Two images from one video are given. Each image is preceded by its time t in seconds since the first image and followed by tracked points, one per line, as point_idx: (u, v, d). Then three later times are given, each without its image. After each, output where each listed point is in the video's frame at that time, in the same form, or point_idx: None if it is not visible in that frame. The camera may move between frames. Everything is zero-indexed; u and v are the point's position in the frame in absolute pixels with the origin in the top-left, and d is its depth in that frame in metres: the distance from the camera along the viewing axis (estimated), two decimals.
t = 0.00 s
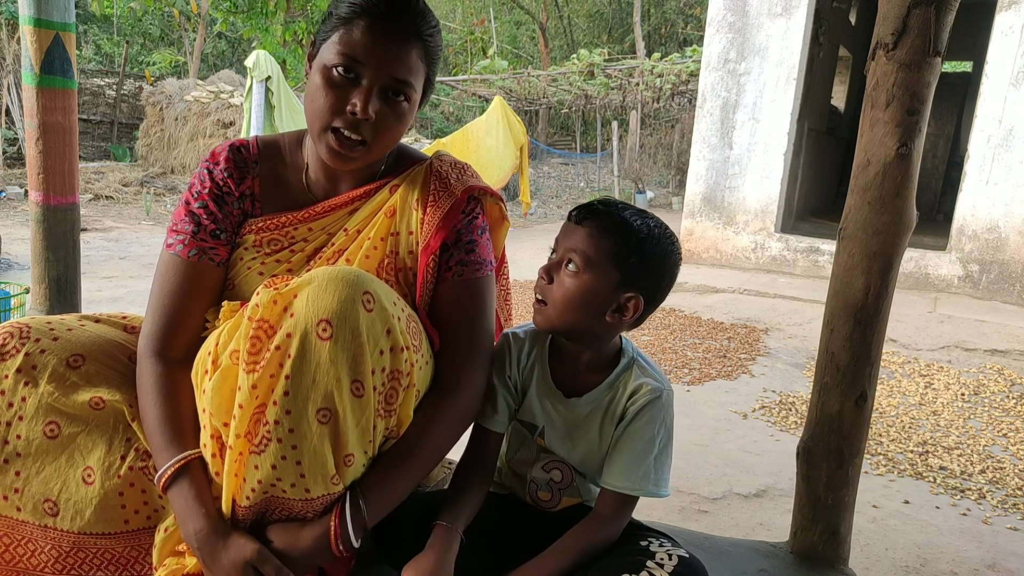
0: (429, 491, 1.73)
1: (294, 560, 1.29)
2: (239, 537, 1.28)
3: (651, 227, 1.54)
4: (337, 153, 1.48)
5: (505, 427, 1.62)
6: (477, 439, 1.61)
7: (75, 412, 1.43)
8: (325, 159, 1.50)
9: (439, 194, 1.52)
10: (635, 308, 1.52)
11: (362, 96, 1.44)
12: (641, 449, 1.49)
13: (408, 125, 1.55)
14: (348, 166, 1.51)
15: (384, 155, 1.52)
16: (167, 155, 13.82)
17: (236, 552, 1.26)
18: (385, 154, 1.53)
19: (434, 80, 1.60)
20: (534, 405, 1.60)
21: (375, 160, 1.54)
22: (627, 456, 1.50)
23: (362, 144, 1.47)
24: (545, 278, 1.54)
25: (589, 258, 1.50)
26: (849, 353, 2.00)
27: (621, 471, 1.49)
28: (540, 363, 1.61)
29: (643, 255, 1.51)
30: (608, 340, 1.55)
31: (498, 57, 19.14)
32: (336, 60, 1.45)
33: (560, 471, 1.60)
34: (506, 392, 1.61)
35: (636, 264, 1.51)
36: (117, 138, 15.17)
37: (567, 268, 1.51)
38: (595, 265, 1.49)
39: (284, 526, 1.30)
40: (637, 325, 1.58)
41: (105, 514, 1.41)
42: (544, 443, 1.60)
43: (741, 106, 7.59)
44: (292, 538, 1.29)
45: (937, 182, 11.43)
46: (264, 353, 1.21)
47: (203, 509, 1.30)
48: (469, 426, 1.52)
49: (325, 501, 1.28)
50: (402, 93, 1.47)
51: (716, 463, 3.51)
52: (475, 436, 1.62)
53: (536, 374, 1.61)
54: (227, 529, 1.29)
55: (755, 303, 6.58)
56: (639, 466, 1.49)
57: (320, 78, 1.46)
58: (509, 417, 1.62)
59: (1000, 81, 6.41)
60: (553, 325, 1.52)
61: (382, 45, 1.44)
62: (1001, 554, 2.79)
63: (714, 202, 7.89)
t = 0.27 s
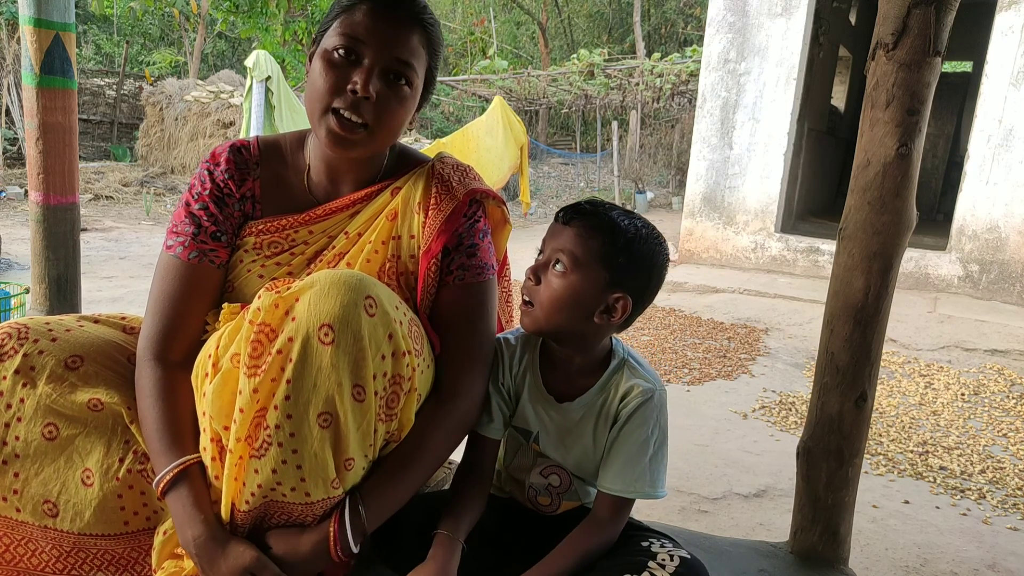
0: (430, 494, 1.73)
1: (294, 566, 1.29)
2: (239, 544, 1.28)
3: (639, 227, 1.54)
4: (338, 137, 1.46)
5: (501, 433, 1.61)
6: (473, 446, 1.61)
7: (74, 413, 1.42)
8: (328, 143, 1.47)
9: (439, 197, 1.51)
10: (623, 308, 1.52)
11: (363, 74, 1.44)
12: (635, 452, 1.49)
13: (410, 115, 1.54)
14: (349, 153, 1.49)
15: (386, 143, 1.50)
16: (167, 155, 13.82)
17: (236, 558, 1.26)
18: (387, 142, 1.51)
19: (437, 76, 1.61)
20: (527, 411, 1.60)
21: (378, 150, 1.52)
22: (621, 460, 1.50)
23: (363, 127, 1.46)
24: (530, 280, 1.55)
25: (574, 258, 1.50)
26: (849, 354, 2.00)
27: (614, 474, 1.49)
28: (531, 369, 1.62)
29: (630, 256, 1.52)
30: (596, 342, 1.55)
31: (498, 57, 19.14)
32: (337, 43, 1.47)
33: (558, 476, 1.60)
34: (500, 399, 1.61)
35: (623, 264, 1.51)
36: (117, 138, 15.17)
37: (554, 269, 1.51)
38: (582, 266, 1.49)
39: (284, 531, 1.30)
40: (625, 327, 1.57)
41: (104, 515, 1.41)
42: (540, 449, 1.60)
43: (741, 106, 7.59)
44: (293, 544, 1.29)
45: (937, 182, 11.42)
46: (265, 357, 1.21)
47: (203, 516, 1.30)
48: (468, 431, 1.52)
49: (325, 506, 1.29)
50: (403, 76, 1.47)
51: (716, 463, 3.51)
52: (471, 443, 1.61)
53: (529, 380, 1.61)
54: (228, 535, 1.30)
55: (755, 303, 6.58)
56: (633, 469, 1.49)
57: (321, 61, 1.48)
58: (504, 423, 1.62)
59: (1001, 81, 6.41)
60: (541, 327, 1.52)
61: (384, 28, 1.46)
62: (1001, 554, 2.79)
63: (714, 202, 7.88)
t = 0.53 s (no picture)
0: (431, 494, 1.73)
1: (294, 564, 1.29)
2: (239, 541, 1.28)
3: (633, 227, 1.53)
4: (330, 118, 1.45)
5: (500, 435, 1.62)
6: (473, 448, 1.61)
7: (75, 413, 1.42)
8: (318, 125, 1.46)
9: (437, 193, 1.51)
10: (619, 309, 1.52)
11: (350, 55, 1.44)
12: (633, 453, 1.49)
13: (401, 100, 1.54)
14: (340, 136, 1.48)
15: (377, 124, 1.49)
16: (167, 155, 13.82)
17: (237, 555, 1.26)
18: (378, 124, 1.50)
19: (427, 66, 1.61)
20: (526, 412, 1.60)
21: (369, 134, 1.51)
22: (620, 461, 1.50)
23: (352, 106, 1.45)
24: (525, 282, 1.55)
25: (569, 261, 1.50)
26: (849, 353, 2.00)
27: (615, 475, 1.49)
28: (529, 371, 1.62)
29: (625, 255, 1.51)
30: (595, 341, 1.55)
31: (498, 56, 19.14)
32: (325, 29, 1.49)
33: (559, 476, 1.60)
34: (499, 401, 1.61)
35: (618, 264, 1.51)
36: (117, 138, 15.17)
37: (549, 270, 1.51)
38: (577, 267, 1.49)
39: (284, 529, 1.30)
40: (622, 326, 1.57)
41: (105, 514, 1.41)
42: (539, 449, 1.60)
43: (741, 106, 7.59)
44: (292, 541, 1.28)
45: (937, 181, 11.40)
46: (263, 355, 1.21)
47: (203, 514, 1.30)
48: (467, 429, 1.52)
49: (325, 504, 1.29)
50: (390, 57, 1.47)
51: (716, 463, 3.51)
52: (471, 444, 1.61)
53: (528, 380, 1.61)
54: (228, 534, 1.29)
55: (755, 303, 6.58)
56: (632, 470, 1.49)
57: (310, 48, 1.49)
58: (504, 424, 1.62)
59: (1001, 81, 6.41)
60: (537, 329, 1.53)
61: (369, 10, 1.48)
62: (1001, 554, 2.79)
63: (714, 202, 7.88)
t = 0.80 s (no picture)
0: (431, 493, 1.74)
1: (294, 561, 1.29)
2: (239, 538, 1.28)
3: (630, 225, 1.53)
4: (328, 118, 1.45)
5: (500, 435, 1.62)
6: (473, 449, 1.61)
7: (76, 412, 1.42)
8: (317, 126, 1.47)
9: (433, 190, 1.52)
10: (616, 308, 1.52)
11: (345, 55, 1.45)
12: (632, 453, 1.49)
13: (396, 96, 1.54)
14: (338, 135, 1.48)
15: (373, 122, 1.50)
16: (167, 155, 13.82)
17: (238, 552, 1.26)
18: (374, 122, 1.50)
19: (420, 61, 1.61)
20: (525, 412, 1.60)
21: (366, 132, 1.52)
22: (619, 461, 1.50)
23: (348, 105, 1.45)
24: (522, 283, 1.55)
25: (566, 261, 1.50)
26: (849, 353, 2.00)
27: (615, 474, 1.49)
28: (528, 370, 1.62)
29: (622, 254, 1.51)
30: (593, 340, 1.55)
31: (498, 56, 19.14)
32: (318, 28, 1.48)
33: (559, 475, 1.60)
34: (499, 401, 1.61)
35: (615, 263, 1.51)
36: (117, 138, 15.17)
37: (547, 270, 1.51)
38: (575, 267, 1.49)
39: (284, 526, 1.30)
40: (621, 325, 1.58)
41: (106, 514, 1.41)
42: (539, 449, 1.60)
43: (741, 106, 7.60)
44: (292, 538, 1.29)
45: (937, 181, 11.40)
46: (261, 353, 1.21)
47: (203, 512, 1.30)
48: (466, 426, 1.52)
49: (324, 501, 1.29)
50: (384, 54, 1.48)
51: (716, 463, 3.51)
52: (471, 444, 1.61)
53: (526, 380, 1.61)
54: (229, 532, 1.29)
55: (755, 303, 6.58)
56: (632, 470, 1.49)
57: (303, 48, 1.49)
58: (504, 424, 1.62)
59: (1001, 81, 6.41)
60: (536, 330, 1.53)
61: (361, 9, 1.48)
62: (1001, 554, 2.79)
63: (714, 202, 7.88)
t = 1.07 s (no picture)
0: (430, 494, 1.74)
1: (295, 563, 1.29)
2: (239, 541, 1.28)
3: (625, 224, 1.54)
4: (328, 121, 1.45)
5: (499, 436, 1.62)
6: (472, 450, 1.61)
7: (75, 413, 1.42)
8: (317, 129, 1.46)
9: (432, 191, 1.52)
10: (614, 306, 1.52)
11: (345, 57, 1.45)
12: (631, 452, 1.49)
13: (395, 96, 1.54)
14: (338, 138, 1.48)
15: (373, 123, 1.50)
16: (167, 155, 13.82)
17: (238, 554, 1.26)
18: (373, 123, 1.50)
19: (417, 60, 1.62)
20: (524, 412, 1.60)
21: (366, 133, 1.52)
22: (618, 460, 1.50)
23: (348, 108, 1.45)
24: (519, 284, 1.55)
25: (562, 261, 1.50)
26: (849, 353, 2.00)
27: (614, 474, 1.49)
28: (527, 371, 1.62)
29: (618, 253, 1.51)
30: (591, 340, 1.55)
31: (498, 56, 19.14)
32: (316, 31, 1.48)
33: (559, 475, 1.60)
34: (498, 402, 1.61)
35: (612, 262, 1.51)
36: (117, 138, 15.17)
37: (543, 272, 1.51)
38: (571, 268, 1.49)
39: (284, 528, 1.30)
40: (620, 325, 1.58)
41: (105, 515, 1.41)
42: (539, 449, 1.60)
43: (741, 106, 7.59)
44: (292, 539, 1.29)
45: (937, 181, 11.39)
46: (260, 354, 1.21)
47: (203, 513, 1.31)
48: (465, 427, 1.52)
49: (325, 502, 1.29)
50: (383, 56, 1.48)
51: (716, 463, 3.51)
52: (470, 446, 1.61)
53: (525, 381, 1.61)
54: (229, 535, 1.29)
55: (755, 303, 6.58)
56: (631, 468, 1.49)
57: (302, 51, 1.48)
58: (504, 425, 1.62)
59: (1001, 81, 6.41)
60: (534, 330, 1.53)
61: (360, 11, 1.47)
62: (1001, 554, 2.79)
63: (714, 202, 7.88)
